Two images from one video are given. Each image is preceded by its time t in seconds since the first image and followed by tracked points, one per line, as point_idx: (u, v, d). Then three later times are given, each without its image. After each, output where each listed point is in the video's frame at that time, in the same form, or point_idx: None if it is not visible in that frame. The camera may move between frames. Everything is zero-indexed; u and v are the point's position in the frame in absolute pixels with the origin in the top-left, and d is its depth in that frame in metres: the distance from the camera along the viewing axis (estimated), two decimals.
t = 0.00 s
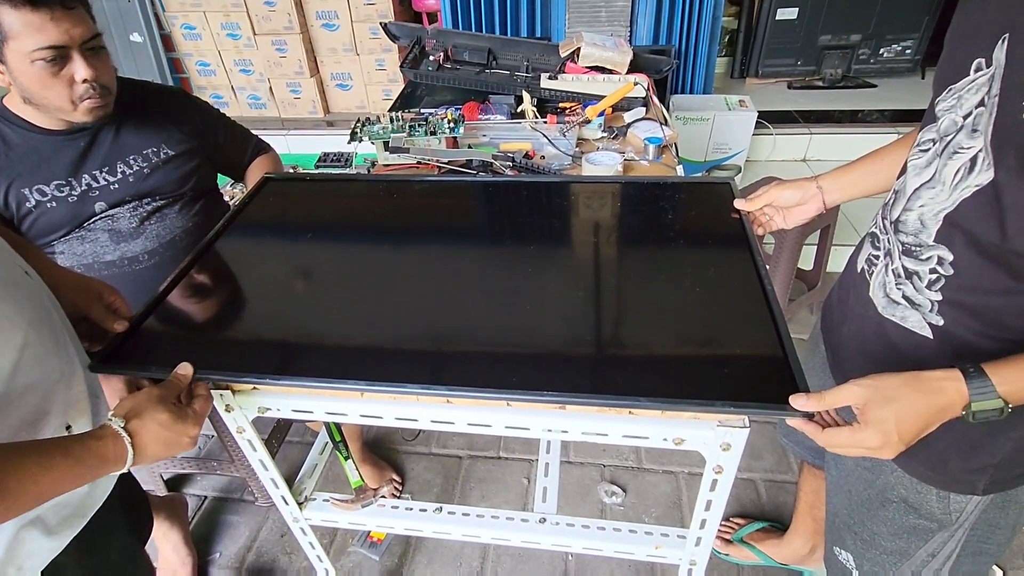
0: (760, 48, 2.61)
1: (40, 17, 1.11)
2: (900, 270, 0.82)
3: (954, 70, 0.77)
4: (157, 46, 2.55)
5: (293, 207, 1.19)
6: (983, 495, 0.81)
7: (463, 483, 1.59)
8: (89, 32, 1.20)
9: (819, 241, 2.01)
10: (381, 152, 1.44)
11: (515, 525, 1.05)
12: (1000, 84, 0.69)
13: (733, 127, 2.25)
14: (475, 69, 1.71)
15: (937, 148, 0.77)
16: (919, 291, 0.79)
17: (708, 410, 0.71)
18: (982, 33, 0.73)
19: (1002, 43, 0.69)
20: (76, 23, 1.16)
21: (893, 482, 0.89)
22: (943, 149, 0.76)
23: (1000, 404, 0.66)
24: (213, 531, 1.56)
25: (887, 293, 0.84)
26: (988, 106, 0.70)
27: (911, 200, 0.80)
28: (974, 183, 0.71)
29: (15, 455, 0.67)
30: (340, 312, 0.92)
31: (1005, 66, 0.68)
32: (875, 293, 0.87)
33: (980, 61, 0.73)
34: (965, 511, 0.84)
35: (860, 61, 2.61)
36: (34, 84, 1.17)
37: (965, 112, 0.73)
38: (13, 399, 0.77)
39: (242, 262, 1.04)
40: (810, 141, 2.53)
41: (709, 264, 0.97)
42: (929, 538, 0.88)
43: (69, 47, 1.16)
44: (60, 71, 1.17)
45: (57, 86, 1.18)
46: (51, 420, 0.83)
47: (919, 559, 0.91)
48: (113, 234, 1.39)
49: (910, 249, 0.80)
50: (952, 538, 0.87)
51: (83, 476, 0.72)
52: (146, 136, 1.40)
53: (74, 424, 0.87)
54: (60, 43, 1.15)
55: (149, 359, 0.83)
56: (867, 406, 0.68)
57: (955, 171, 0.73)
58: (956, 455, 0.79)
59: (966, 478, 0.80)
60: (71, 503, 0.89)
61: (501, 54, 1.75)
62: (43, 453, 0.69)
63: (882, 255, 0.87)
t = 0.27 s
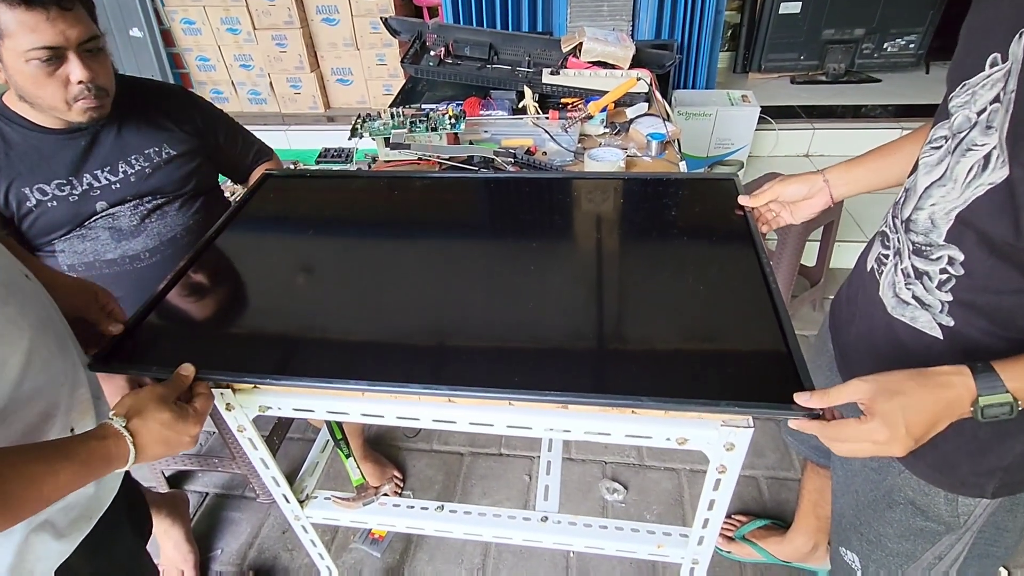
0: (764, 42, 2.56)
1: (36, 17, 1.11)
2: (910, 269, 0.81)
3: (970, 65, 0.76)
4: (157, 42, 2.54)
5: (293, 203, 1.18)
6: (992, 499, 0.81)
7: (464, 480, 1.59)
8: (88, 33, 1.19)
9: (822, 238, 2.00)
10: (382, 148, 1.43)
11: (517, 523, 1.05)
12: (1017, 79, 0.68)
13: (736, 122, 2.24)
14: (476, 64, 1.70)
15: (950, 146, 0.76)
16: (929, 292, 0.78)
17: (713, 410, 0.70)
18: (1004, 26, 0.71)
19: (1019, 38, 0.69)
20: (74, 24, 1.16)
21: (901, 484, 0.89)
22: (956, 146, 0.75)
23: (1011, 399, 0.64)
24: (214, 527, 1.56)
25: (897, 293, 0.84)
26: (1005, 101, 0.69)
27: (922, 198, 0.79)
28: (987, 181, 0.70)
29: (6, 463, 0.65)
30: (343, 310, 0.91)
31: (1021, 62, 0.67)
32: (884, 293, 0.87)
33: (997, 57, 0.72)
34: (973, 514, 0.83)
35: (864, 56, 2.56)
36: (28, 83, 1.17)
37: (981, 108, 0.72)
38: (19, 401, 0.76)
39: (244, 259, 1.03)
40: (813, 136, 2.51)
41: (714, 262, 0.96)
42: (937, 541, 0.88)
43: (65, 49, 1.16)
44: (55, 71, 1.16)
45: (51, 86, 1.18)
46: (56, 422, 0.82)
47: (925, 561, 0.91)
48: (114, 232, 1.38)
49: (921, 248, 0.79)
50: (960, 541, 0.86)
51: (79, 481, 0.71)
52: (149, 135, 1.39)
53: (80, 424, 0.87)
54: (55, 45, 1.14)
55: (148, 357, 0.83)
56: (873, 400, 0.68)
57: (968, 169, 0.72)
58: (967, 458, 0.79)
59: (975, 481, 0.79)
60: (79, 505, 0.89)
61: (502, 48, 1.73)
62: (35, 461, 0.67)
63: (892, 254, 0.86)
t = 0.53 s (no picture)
0: (766, 36, 2.56)
1: (45, 15, 1.10)
2: (919, 266, 0.81)
3: (978, 56, 0.75)
4: (156, 36, 2.53)
5: (293, 197, 1.18)
6: (1001, 494, 0.80)
7: (465, 475, 1.59)
8: (96, 33, 1.18)
9: (823, 232, 1.99)
10: (382, 143, 1.43)
11: (518, 519, 1.05)
12: (1020, 77, 0.67)
13: (738, 116, 2.23)
14: (476, 58, 1.69)
15: (954, 144, 0.76)
16: (938, 288, 0.78)
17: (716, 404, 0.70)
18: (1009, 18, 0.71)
19: (1018, 36, 0.69)
20: (83, 24, 1.15)
21: (909, 481, 0.88)
22: (962, 143, 0.74)
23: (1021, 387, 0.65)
24: (215, 522, 1.56)
25: (905, 290, 0.83)
26: (1006, 99, 0.69)
27: (930, 197, 0.79)
28: (993, 181, 0.69)
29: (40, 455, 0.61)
30: (345, 305, 0.91)
31: (1021, 60, 0.68)
32: (892, 291, 0.86)
33: (996, 55, 0.72)
34: (980, 511, 0.83)
35: (866, 49, 2.54)
36: (33, 80, 1.16)
37: (986, 105, 0.72)
38: (23, 404, 0.76)
39: (244, 255, 1.02)
40: (814, 130, 2.50)
41: (718, 257, 0.95)
42: (944, 537, 0.88)
43: (73, 47, 1.15)
44: (61, 70, 1.16)
45: (55, 84, 1.17)
46: (59, 424, 0.82)
47: (932, 557, 0.90)
48: (115, 228, 1.37)
49: (929, 245, 0.79)
50: (966, 538, 0.86)
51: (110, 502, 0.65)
52: (153, 133, 1.39)
53: (81, 426, 0.86)
54: (63, 43, 1.13)
55: (147, 352, 0.82)
56: (885, 385, 0.66)
57: (973, 167, 0.72)
58: (975, 453, 0.78)
59: (982, 477, 0.79)
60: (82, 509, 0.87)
61: (503, 42, 1.72)
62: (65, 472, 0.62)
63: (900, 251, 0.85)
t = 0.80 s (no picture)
0: (765, 34, 2.56)
1: (60, 13, 1.11)
2: (925, 275, 0.82)
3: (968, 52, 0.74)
4: (152, 32, 2.51)
5: (291, 195, 1.17)
6: None
7: (464, 473, 1.59)
8: (109, 30, 1.20)
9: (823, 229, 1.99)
10: (380, 141, 1.42)
11: (517, 517, 1.05)
12: (977, 116, 0.72)
13: (737, 113, 2.22)
14: (475, 54, 1.68)
15: (938, 171, 0.79)
16: (946, 296, 0.79)
17: (717, 401, 0.69)
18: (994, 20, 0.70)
19: (972, 76, 0.73)
20: (95, 22, 1.17)
21: (930, 480, 0.88)
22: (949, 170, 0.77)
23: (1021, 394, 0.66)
24: (214, 521, 1.56)
25: (916, 295, 0.85)
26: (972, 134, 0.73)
27: (927, 217, 0.81)
28: (982, 205, 0.71)
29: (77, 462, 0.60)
30: (349, 303, 0.90)
31: (978, 98, 0.72)
32: (903, 296, 0.87)
33: (955, 92, 0.76)
34: (1002, 508, 0.83)
35: (866, 46, 2.54)
36: (44, 78, 1.16)
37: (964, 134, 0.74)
38: (19, 407, 0.76)
39: (243, 252, 1.02)
40: (813, 127, 2.49)
41: (720, 253, 0.95)
42: (966, 533, 0.88)
43: (86, 45, 1.16)
44: (74, 67, 1.17)
45: (68, 82, 1.18)
46: (54, 427, 0.82)
47: (956, 552, 0.90)
48: (115, 225, 1.36)
49: (934, 255, 0.80)
50: (989, 533, 0.86)
51: (125, 522, 0.63)
52: (156, 130, 1.38)
53: (78, 427, 0.86)
54: (76, 41, 1.15)
55: (145, 350, 0.82)
56: (884, 392, 0.67)
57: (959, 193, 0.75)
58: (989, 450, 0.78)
59: (1000, 474, 0.79)
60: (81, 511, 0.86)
61: (501, 38, 1.72)
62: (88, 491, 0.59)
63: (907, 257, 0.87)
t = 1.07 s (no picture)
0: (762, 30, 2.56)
1: (72, 7, 1.13)
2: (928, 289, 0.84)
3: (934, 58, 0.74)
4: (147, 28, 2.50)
5: (289, 191, 1.17)
6: None
7: (463, 469, 1.59)
8: (119, 25, 1.22)
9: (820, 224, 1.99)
10: (377, 137, 1.42)
11: (516, 513, 1.05)
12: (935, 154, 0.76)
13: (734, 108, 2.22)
14: (472, 50, 1.68)
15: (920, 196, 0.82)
16: (953, 310, 0.81)
17: (714, 396, 0.70)
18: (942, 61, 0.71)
19: (924, 115, 0.76)
20: (106, 17, 1.19)
21: (951, 482, 0.86)
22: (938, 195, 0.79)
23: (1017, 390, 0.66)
24: (212, 518, 1.56)
25: (923, 308, 0.86)
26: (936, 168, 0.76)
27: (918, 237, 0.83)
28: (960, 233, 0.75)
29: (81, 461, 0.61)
30: (350, 300, 0.90)
31: (933, 136, 0.75)
32: (909, 305, 0.89)
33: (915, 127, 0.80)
34: None
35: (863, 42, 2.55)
36: (54, 71, 1.17)
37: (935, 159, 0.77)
38: (25, 406, 0.75)
39: (240, 249, 1.02)
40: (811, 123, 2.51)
41: (718, 249, 0.95)
42: (988, 530, 0.87)
43: (97, 40, 1.18)
44: (84, 61, 1.18)
45: (77, 76, 1.19)
46: (58, 422, 0.82)
47: (976, 548, 0.89)
48: (114, 221, 1.35)
49: (935, 270, 0.81)
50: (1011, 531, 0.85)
51: (127, 521, 0.63)
52: (157, 127, 1.38)
53: (81, 423, 0.86)
54: (88, 35, 1.16)
55: (142, 347, 0.81)
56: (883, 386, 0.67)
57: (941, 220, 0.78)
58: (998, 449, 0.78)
59: None
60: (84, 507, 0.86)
61: (498, 34, 1.70)
62: (97, 491, 0.60)
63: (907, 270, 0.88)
